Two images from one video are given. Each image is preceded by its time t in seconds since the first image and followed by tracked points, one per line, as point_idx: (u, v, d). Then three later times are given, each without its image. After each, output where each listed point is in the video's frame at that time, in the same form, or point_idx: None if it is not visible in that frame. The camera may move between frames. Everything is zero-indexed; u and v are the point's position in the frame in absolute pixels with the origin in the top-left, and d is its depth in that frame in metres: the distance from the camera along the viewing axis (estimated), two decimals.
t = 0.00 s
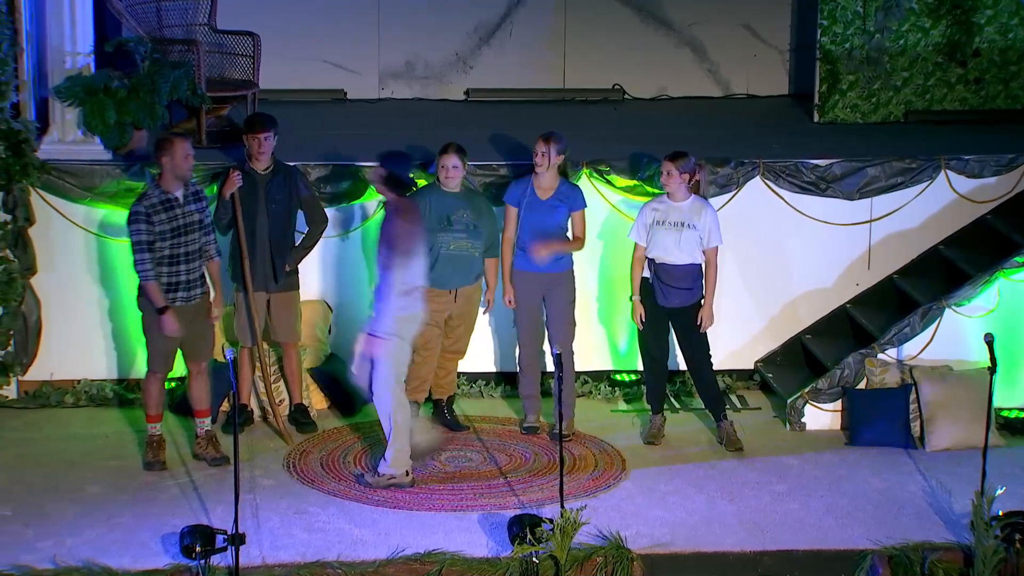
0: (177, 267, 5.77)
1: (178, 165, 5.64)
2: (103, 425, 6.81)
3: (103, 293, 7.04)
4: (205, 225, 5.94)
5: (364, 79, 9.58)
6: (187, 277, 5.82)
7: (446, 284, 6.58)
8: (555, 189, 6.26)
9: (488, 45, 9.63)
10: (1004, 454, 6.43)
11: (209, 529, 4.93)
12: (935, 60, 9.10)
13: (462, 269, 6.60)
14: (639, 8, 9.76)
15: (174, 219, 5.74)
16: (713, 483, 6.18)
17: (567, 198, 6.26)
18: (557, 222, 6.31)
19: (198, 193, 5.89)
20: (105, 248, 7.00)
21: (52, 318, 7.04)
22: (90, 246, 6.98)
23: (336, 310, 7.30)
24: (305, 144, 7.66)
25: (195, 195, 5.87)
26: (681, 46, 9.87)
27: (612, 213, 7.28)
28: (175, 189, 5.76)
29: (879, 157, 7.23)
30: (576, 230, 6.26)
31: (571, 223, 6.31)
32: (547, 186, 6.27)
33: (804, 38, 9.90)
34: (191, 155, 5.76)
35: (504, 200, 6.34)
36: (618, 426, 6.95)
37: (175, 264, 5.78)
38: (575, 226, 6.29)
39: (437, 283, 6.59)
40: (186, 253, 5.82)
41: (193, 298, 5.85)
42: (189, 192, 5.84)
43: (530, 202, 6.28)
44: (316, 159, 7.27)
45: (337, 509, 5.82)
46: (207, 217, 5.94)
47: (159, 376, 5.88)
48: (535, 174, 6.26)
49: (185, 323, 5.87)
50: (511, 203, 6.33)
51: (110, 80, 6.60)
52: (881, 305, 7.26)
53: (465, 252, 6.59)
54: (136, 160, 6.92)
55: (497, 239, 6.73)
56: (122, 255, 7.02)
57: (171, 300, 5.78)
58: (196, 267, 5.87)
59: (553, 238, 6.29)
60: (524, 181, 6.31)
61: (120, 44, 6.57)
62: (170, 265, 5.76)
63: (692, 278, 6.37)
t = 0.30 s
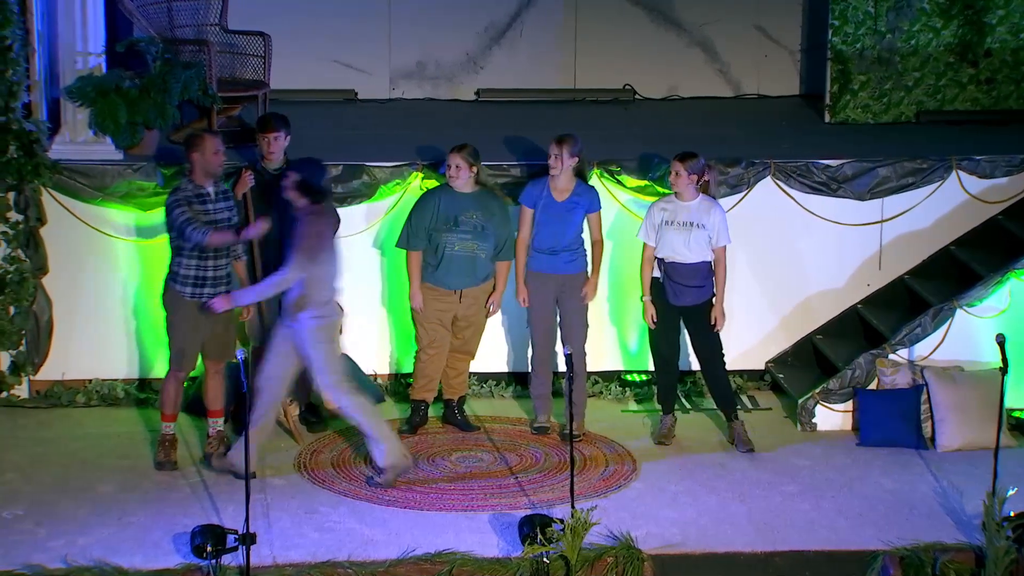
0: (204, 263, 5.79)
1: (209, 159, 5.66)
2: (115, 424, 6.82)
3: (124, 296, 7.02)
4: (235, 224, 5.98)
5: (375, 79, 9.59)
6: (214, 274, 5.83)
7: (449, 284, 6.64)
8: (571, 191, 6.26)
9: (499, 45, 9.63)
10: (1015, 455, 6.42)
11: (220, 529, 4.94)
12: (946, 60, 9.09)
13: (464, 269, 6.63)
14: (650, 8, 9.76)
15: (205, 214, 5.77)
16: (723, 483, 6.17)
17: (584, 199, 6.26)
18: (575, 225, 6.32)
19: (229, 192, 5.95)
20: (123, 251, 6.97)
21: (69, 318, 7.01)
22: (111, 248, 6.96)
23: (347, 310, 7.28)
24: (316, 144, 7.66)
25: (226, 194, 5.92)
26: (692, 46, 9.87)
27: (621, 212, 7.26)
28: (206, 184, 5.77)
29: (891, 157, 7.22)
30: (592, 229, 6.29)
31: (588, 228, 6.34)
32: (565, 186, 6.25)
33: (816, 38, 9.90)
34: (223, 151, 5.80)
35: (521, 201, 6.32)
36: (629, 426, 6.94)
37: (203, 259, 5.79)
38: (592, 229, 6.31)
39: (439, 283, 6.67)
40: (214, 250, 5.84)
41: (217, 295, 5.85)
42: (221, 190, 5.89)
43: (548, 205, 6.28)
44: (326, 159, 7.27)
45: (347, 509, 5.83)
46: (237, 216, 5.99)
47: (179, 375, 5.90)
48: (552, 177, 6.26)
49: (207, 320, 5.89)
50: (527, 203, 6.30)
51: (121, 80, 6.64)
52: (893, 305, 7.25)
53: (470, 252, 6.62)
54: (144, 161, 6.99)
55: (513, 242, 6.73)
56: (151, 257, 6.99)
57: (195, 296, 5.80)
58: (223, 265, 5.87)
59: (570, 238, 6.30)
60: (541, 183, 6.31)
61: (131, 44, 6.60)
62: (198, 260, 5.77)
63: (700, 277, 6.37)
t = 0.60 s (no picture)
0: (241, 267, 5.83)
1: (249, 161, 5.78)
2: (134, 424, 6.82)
3: (148, 297, 7.01)
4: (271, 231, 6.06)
5: (396, 79, 9.59)
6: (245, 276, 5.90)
7: (464, 283, 6.65)
8: (595, 193, 6.37)
9: (520, 45, 9.63)
10: None
11: (240, 528, 4.92)
12: (968, 60, 9.06)
13: (481, 270, 6.62)
14: (671, 9, 9.76)
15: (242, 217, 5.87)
16: (744, 484, 6.17)
17: (608, 202, 6.37)
18: (598, 226, 6.42)
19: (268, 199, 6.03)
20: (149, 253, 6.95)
21: (97, 318, 7.01)
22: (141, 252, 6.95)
23: (367, 309, 7.30)
24: (338, 144, 7.66)
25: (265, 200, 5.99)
26: (713, 46, 9.86)
27: (641, 213, 7.26)
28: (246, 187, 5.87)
29: (913, 158, 7.21)
30: (612, 235, 6.44)
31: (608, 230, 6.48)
32: (590, 188, 6.38)
33: (837, 38, 9.88)
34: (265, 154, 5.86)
35: (546, 201, 6.47)
36: (650, 426, 6.93)
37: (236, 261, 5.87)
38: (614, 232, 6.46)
39: (455, 281, 6.68)
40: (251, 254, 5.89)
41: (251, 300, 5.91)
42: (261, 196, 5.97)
43: (571, 204, 6.39)
44: (347, 159, 7.26)
45: (368, 509, 5.83)
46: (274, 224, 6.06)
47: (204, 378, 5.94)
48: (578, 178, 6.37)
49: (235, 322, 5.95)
50: (552, 204, 6.44)
51: (143, 80, 6.67)
52: (915, 305, 7.23)
53: (486, 251, 6.62)
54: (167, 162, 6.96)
55: (535, 243, 6.71)
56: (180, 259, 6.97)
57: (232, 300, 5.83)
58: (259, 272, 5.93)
59: (593, 240, 6.38)
60: (566, 184, 6.41)
61: (153, 44, 6.64)
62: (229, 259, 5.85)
63: (726, 275, 6.38)
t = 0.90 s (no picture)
0: (247, 262, 5.93)
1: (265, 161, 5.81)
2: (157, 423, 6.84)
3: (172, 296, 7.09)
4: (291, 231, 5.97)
5: (420, 80, 9.60)
6: (256, 273, 5.93)
7: (482, 283, 6.66)
8: (621, 194, 6.41)
9: (544, 46, 9.63)
10: None
11: (264, 527, 4.94)
12: (994, 61, 9.01)
13: (499, 271, 6.63)
14: (695, 9, 9.76)
15: (250, 214, 5.90)
16: (768, 485, 6.16)
17: (633, 202, 6.39)
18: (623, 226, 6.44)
19: (287, 200, 5.90)
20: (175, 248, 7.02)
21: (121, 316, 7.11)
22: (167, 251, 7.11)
23: (391, 309, 7.31)
24: (363, 144, 7.67)
25: (284, 201, 5.90)
26: (737, 47, 9.85)
27: (666, 214, 7.25)
28: (263, 186, 5.89)
29: (938, 158, 7.18)
30: (639, 235, 6.41)
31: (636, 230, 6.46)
32: (615, 188, 6.41)
33: (862, 38, 9.85)
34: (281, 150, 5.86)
35: (571, 200, 6.51)
36: (673, 427, 6.93)
37: (247, 257, 5.93)
38: (641, 233, 6.42)
39: (474, 280, 6.70)
40: (259, 251, 5.92)
41: (257, 297, 5.94)
42: (279, 197, 5.91)
43: (595, 206, 6.42)
44: (370, 159, 7.27)
45: (391, 509, 5.84)
46: (294, 224, 5.95)
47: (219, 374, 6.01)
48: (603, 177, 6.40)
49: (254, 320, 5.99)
50: (577, 204, 6.48)
51: (168, 81, 6.66)
52: (940, 307, 7.21)
53: (504, 253, 6.62)
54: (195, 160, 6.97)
55: (558, 242, 6.67)
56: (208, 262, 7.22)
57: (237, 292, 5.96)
58: (269, 269, 5.95)
59: (616, 241, 6.41)
60: (591, 184, 6.46)
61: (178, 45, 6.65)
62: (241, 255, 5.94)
63: (754, 277, 6.39)
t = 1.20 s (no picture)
0: (244, 260, 5.95)
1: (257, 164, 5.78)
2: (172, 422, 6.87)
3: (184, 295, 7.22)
4: (290, 231, 5.92)
5: (437, 80, 9.60)
6: (254, 273, 5.92)
7: (496, 284, 6.65)
8: (637, 194, 6.40)
9: (561, 46, 9.64)
10: None
11: (280, 527, 4.98)
12: (1012, 61, 8.98)
13: (512, 270, 6.61)
14: (712, 9, 9.76)
15: (249, 213, 5.91)
16: (785, 485, 6.15)
17: (649, 202, 6.38)
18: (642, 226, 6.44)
19: (286, 200, 5.87)
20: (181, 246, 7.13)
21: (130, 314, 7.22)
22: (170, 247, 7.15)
23: (408, 309, 7.31)
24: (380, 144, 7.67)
25: (282, 201, 5.88)
26: (754, 47, 9.84)
27: (683, 214, 7.25)
28: (263, 188, 5.88)
29: (956, 158, 7.17)
30: (657, 235, 6.39)
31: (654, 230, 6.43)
32: (631, 188, 6.41)
33: (879, 38, 9.83)
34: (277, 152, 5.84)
35: (589, 201, 6.54)
36: (689, 427, 6.93)
37: (247, 256, 5.95)
38: (660, 234, 6.39)
39: (488, 281, 6.69)
40: (256, 250, 5.91)
41: (255, 296, 5.94)
42: (278, 196, 5.89)
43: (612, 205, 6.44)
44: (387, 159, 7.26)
45: (407, 509, 5.84)
46: (292, 224, 5.90)
47: (229, 373, 6.05)
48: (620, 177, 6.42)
49: (257, 320, 5.99)
50: (595, 204, 6.49)
51: (185, 80, 6.66)
52: (958, 307, 7.20)
53: (515, 252, 6.61)
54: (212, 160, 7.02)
55: (570, 242, 6.64)
56: (207, 258, 7.20)
57: (236, 291, 5.97)
58: (268, 269, 5.92)
59: (633, 242, 6.41)
60: (608, 184, 6.48)
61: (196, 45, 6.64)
62: (241, 253, 5.97)
63: (770, 279, 6.39)
